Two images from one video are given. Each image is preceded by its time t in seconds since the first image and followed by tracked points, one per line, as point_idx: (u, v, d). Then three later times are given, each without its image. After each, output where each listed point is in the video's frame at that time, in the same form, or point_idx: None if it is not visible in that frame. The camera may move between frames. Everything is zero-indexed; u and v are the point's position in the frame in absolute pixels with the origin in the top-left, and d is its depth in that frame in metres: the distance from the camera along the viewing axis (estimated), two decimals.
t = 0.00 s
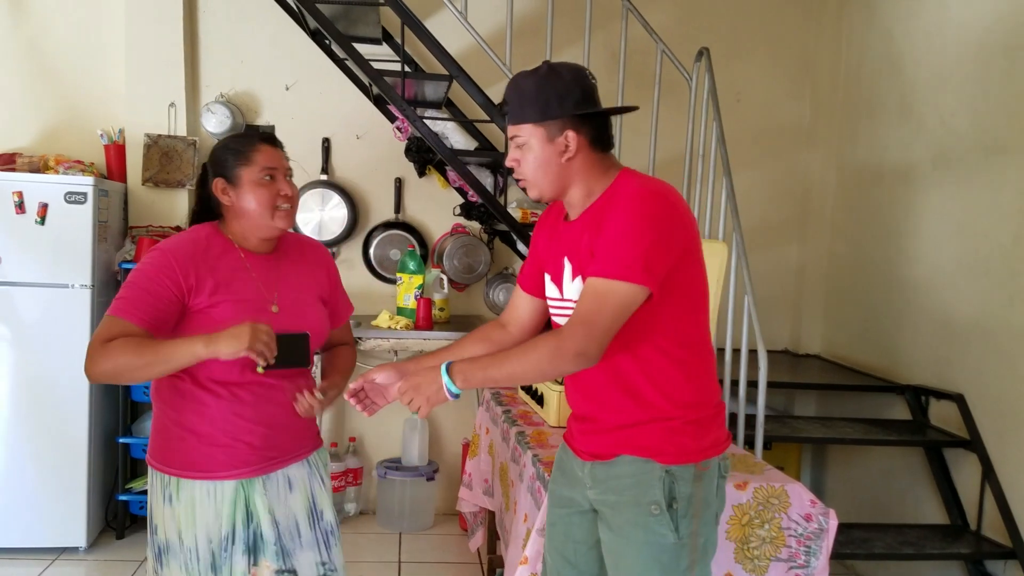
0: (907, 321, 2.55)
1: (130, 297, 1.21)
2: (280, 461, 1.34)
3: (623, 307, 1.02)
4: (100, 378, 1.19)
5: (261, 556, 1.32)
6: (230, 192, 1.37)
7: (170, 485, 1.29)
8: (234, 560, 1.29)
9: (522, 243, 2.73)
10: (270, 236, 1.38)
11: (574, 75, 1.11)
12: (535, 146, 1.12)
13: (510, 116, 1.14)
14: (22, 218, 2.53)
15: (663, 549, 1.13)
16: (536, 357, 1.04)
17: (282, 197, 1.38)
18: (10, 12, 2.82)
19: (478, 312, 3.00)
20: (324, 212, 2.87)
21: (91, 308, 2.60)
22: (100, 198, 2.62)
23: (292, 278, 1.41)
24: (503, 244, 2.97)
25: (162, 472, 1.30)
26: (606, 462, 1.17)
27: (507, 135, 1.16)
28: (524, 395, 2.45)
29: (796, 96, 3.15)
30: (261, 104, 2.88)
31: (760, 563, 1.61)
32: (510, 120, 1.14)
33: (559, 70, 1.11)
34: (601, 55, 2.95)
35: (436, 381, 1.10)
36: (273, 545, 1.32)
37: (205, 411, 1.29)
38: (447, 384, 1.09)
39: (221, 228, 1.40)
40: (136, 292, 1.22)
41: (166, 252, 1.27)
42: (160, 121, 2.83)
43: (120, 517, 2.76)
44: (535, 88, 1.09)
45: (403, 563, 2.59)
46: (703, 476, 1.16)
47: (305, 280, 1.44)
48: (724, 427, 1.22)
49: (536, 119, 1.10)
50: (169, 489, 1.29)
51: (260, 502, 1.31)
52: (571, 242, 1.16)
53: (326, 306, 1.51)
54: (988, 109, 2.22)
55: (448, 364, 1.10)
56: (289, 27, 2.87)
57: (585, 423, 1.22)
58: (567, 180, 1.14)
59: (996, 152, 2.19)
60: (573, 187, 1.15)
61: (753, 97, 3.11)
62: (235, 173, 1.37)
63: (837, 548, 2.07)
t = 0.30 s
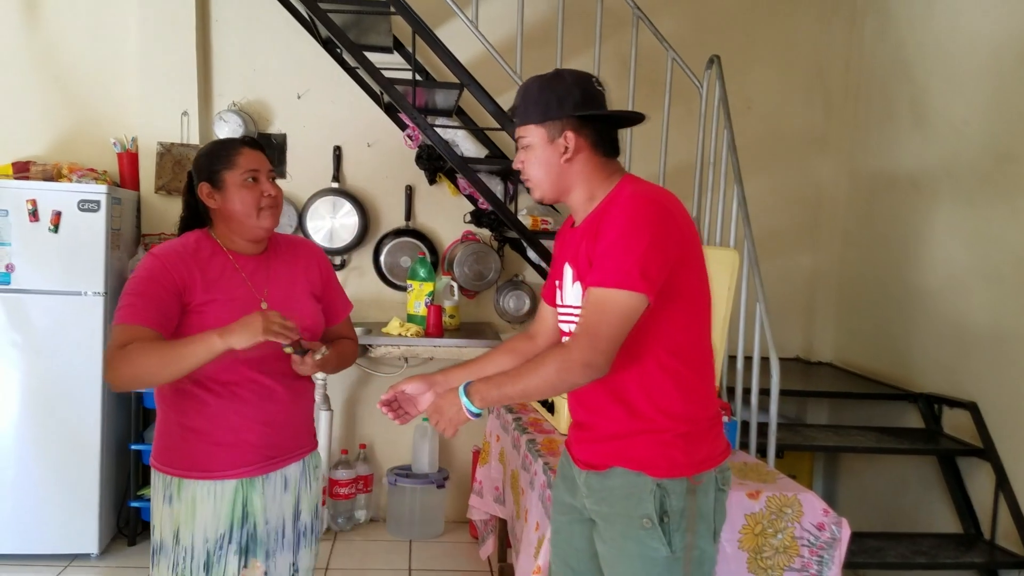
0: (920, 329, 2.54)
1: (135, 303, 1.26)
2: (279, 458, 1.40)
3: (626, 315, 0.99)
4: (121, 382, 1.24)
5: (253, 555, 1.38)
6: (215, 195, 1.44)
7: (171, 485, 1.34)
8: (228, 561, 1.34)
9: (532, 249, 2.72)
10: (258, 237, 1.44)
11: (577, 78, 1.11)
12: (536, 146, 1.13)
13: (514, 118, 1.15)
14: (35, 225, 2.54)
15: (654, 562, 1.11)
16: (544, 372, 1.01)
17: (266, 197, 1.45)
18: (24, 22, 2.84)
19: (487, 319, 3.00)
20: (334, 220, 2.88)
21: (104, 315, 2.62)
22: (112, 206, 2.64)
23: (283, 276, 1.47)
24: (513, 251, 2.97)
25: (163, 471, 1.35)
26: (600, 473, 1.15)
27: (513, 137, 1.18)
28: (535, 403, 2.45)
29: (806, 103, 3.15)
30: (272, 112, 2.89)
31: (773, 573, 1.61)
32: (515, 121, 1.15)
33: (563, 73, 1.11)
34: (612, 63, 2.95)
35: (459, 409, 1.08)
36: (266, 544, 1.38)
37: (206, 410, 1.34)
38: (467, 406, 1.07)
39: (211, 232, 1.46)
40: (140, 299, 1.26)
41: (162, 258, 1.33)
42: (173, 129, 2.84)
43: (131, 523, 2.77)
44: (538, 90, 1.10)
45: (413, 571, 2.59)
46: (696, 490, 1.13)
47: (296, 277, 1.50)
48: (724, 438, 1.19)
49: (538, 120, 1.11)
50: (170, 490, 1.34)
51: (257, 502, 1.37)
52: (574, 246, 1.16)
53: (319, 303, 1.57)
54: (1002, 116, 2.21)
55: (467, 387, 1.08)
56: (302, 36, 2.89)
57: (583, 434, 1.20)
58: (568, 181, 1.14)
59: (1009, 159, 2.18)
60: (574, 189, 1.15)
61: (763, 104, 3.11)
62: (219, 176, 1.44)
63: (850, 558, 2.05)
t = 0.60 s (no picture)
0: (929, 335, 2.53)
1: (191, 322, 1.34)
2: (296, 453, 1.56)
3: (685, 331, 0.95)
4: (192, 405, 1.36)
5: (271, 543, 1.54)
6: (240, 204, 1.50)
7: (198, 484, 1.44)
8: (252, 550, 1.49)
9: (539, 254, 2.72)
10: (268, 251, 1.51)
11: (623, 77, 1.11)
12: (575, 143, 1.13)
13: (557, 111, 1.15)
14: (45, 231, 2.56)
15: None
16: (615, 402, 0.97)
17: (286, 222, 1.50)
18: (35, 28, 2.85)
19: (495, 324, 3.00)
20: (343, 225, 2.89)
21: (113, 320, 2.63)
22: (122, 212, 2.65)
23: (300, 283, 1.58)
24: (520, 256, 2.97)
25: (189, 470, 1.45)
26: (614, 482, 1.16)
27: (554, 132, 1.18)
28: (543, 409, 2.45)
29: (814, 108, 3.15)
30: (281, 118, 2.90)
31: None
32: (558, 116, 1.16)
33: (610, 71, 1.11)
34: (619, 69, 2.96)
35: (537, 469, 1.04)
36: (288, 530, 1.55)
37: (238, 412, 1.46)
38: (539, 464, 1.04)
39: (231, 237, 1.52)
40: (196, 316, 1.35)
41: (206, 267, 1.38)
42: (183, 136, 2.85)
43: (140, 528, 2.78)
44: (582, 85, 1.11)
45: None
46: (712, 504, 1.12)
47: (309, 283, 1.61)
48: (744, 451, 1.18)
49: (578, 116, 1.11)
50: (194, 488, 1.45)
51: (281, 494, 1.53)
52: (608, 253, 1.14)
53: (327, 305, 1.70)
54: (1012, 122, 2.21)
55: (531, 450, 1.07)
56: (311, 42, 2.90)
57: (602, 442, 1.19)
58: (604, 181, 1.13)
59: (1019, 164, 2.17)
60: (610, 189, 1.14)
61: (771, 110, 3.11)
62: (248, 189, 1.50)
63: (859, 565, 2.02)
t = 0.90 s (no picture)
0: (929, 337, 2.53)
1: (213, 316, 1.34)
2: (303, 451, 1.57)
3: (749, 340, 0.94)
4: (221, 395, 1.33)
5: (280, 534, 1.56)
6: (246, 205, 1.50)
7: (207, 482, 1.45)
8: (265, 544, 1.50)
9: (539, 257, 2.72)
10: (280, 248, 1.51)
11: (651, 75, 1.11)
12: (600, 142, 1.14)
13: (583, 110, 1.17)
14: (46, 232, 2.56)
15: None
16: (730, 436, 0.95)
17: (294, 216, 1.51)
18: (36, 29, 2.85)
19: (495, 326, 3.00)
20: (343, 227, 2.89)
21: (113, 321, 2.63)
22: (122, 213, 2.65)
23: (309, 284, 1.59)
24: (520, 258, 2.97)
25: (199, 469, 1.45)
26: (617, 486, 1.17)
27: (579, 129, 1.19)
28: (543, 411, 2.45)
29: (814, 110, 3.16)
30: (281, 120, 2.90)
31: None
32: (583, 114, 1.17)
33: (636, 68, 1.11)
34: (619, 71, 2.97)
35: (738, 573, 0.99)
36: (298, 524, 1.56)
37: (248, 409, 1.46)
38: (749, 564, 0.99)
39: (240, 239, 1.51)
40: (216, 310, 1.35)
41: (222, 264, 1.39)
42: (182, 137, 2.86)
43: (139, 530, 2.77)
44: (607, 83, 1.11)
45: None
46: (715, 512, 1.11)
47: (317, 285, 1.62)
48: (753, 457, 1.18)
49: (604, 114, 1.12)
50: (204, 486, 1.45)
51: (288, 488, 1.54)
52: (628, 255, 1.14)
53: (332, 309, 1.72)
54: (1011, 125, 2.22)
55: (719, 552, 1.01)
56: (311, 44, 2.90)
57: (609, 444, 1.19)
58: (629, 182, 1.14)
59: (1019, 167, 2.17)
60: (635, 189, 1.14)
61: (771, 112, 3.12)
62: (254, 189, 1.50)
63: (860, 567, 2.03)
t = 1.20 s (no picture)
0: (924, 338, 2.54)
1: (222, 287, 1.38)
2: (301, 449, 1.57)
3: (774, 348, 0.95)
4: (256, 346, 1.34)
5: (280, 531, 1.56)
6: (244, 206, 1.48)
7: (205, 481, 1.44)
8: (266, 541, 1.50)
9: (536, 258, 2.72)
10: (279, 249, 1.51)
11: (652, 77, 1.11)
12: (616, 152, 1.15)
13: (593, 121, 1.17)
14: (41, 233, 2.55)
15: None
16: (745, 441, 0.97)
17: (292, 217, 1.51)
18: (31, 29, 2.85)
19: (491, 326, 3.00)
20: (339, 227, 2.89)
21: (108, 322, 2.62)
22: (117, 214, 2.64)
23: (305, 284, 1.62)
24: (516, 259, 2.97)
25: (198, 468, 1.45)
26: (623, 487, 1.17)
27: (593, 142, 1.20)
28: (539, 412, 2.45)
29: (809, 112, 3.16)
30: (277, 120, 2.90)
31: None
32: (594, 125, 1.18)
33: (638, 72, 1.12)
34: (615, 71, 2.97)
35: (731, 570, 1.02)
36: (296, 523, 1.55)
37: (250, 406, 1.46)
38: (743, 563, 1.01)
39: (235, 238, 1.52)
40: (225, 285, 1.38)
41: (224, 252, 1.44)
42: (178, 138, 2.85)
43: (134, 531, 2.77)
44: (613, 92, 1.12)
45: None
46: (722, 513, 1.11)
47: (311, 286, 1.66)
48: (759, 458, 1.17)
49: (616, 123, 1.13)
50: (201, 485, 1.44)
51: (286, 486, 1.53)
52: (647, 255, 1.13)
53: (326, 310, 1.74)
54: (1005, 126, 2.22)
55: (718, 549, 1.04)
56: (306, 44, 2.90)
57: (616, 444, 1.18)
58: (647, 186, 1.14)
59: (1014, 169, 2.18)
60: (655, 193, 1.14)
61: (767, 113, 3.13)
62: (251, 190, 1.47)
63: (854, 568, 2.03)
